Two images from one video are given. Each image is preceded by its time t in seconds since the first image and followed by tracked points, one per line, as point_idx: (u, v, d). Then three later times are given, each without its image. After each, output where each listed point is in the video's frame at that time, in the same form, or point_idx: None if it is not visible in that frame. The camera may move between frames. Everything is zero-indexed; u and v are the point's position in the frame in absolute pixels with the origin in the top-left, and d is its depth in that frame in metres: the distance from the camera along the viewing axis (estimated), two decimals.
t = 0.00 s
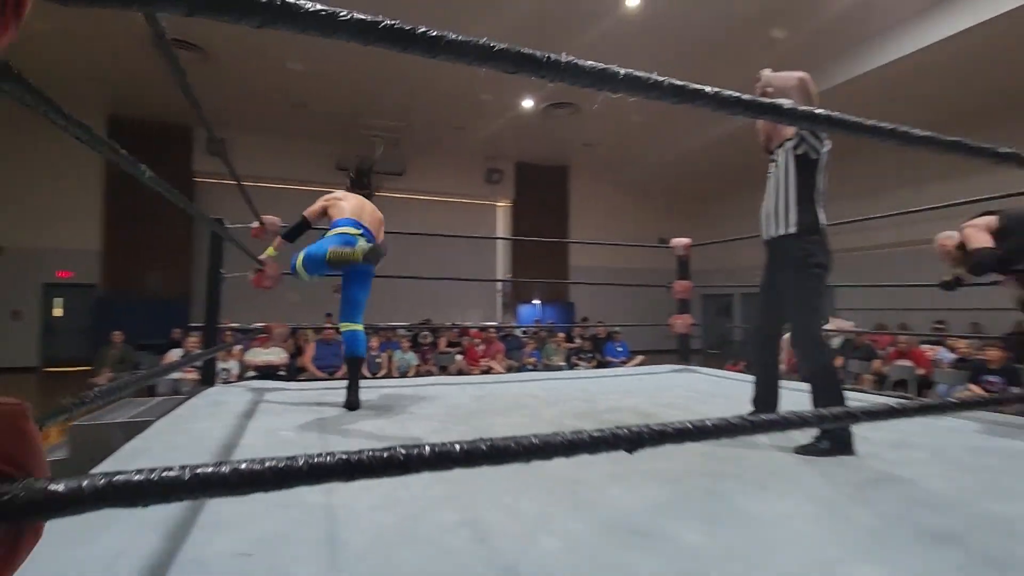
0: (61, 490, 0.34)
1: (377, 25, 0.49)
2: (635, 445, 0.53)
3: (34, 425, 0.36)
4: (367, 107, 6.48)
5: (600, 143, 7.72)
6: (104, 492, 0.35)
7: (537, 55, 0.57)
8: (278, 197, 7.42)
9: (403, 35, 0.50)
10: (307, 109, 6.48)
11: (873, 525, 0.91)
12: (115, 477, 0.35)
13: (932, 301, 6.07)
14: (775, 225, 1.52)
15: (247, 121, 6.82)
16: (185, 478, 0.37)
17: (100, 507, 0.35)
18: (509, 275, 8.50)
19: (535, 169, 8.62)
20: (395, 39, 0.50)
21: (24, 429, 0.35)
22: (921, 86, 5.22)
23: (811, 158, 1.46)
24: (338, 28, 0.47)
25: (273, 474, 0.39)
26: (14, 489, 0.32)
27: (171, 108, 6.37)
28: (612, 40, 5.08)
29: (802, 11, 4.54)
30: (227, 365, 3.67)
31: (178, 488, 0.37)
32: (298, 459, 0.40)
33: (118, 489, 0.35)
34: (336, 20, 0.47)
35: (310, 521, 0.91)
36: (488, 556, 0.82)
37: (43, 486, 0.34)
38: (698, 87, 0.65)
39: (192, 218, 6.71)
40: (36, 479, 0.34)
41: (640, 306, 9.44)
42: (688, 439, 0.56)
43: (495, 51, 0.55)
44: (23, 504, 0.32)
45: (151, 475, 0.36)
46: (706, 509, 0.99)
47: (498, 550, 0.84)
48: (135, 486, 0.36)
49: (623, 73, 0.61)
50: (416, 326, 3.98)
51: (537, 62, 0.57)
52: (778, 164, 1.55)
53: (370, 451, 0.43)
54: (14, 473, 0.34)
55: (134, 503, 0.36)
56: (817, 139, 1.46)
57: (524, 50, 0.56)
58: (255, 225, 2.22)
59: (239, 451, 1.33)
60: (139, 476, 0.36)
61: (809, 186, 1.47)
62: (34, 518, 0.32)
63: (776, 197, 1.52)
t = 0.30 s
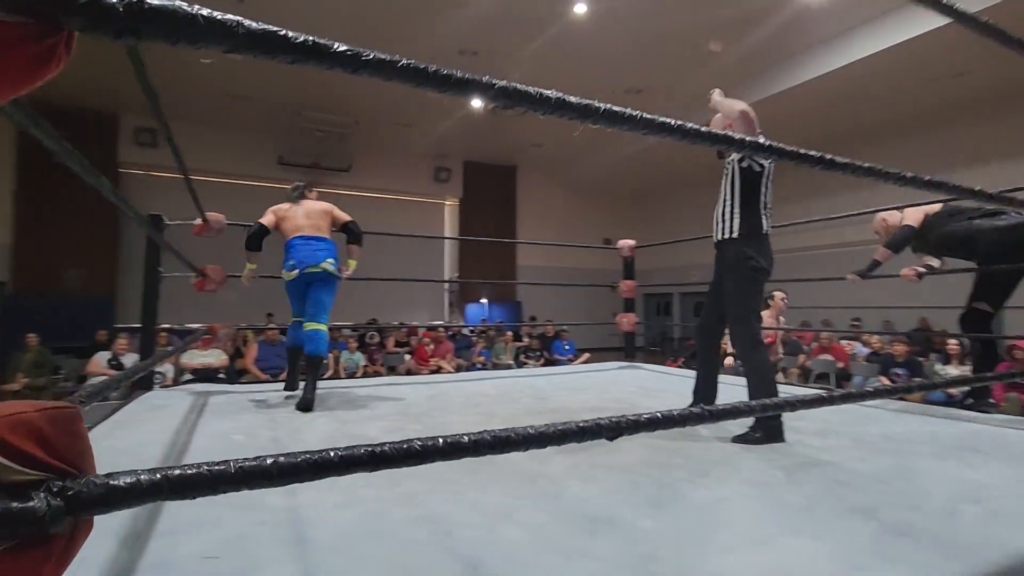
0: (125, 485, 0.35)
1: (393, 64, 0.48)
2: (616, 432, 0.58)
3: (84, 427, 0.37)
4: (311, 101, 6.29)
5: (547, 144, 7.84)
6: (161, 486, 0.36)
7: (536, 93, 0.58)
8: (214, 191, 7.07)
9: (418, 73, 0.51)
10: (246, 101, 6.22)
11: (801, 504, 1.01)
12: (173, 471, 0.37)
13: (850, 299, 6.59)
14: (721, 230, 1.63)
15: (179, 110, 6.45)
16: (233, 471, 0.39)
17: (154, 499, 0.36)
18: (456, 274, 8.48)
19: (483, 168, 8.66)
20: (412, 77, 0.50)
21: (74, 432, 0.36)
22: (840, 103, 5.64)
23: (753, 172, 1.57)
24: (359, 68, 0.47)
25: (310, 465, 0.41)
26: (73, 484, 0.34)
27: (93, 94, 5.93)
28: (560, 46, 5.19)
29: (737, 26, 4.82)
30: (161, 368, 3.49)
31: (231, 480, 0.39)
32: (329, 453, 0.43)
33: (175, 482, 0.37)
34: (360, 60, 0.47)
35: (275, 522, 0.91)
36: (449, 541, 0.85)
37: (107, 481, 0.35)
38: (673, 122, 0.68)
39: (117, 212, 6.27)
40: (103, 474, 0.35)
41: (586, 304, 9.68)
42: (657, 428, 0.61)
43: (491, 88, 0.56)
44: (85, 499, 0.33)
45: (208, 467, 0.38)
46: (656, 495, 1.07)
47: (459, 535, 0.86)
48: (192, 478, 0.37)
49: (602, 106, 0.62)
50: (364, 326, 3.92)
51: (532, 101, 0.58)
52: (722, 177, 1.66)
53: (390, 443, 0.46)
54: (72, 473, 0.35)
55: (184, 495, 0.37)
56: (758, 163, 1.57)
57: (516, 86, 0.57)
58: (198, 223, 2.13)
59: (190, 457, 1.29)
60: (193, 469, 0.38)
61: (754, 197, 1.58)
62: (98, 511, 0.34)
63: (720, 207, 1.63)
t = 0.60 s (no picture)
0: (167, 493, 0.36)
1: (415, 79, 0.52)
2: (620, 433, 0.60)
3: (118, 439, 0.38)
4: (277, 94, 6.13)
5: (518, 142, 7.86)
6: (199, 494, 0.37)
7: (547, 108, 0.61)
8: (172, 185, 6.82)
9: (437, 87, 0.54)
10: (207, 92, 6.01)
11: (773, 494, 1.06)
12: (207, 481, 0.38)
13: (808, 297, 6.86)
14: (703, 232, 1.67)
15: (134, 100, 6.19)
16: (267, 478, 0.40)
17: (192, 508, 0.37)
18: (426, 271, 8.41)
19: (453, 166, 8.62)
20: (430, 91, 0.54)
21: (109, 443, 0.38)
22: (801, 108, 5.83)
23: (731, 178, 1.64)
24: (383, 83, 0.51)
25: (338, 471, 0.43)
26: (114, 495, 0.35)
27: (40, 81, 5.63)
28: (533, 45, 5.20)
29: (705, 31, 4.93)
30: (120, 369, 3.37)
31: (266, 487, 0.40)
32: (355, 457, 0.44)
33: (213, 490, 0.38)
34: (384, 75, 0.50)
35: (260, 524, 0.90)
36: (437, 539, 0.85)
37: (145, 490, 0.36)
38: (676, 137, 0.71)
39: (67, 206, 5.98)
40: (143, 483, 0.36)
41: (555, 302, 9.75)
42: (654, 428, 0.63)
43: (508, 103, 0.59)
44: (127, 509, 0.34)
45: (245, 474, 0.39)
46: (637, 489, 1.10)
47: (447, 534, 0.87)
48: (229, 486, 0.38)
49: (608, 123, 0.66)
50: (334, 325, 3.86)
51: (545, 115, 0.62)
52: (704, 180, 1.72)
53: (410, 448, 0.48)
54: (109, 483, 0.37)
55: (221, 503, 0.38)
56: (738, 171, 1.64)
57: (536, 103, 0.60)
58: (162, 218, 2.06)
59: (161, 462, 1.26)
60: (231, 477, 0.39)
61: (735, 202, 1.64)
62: (137, 521, 0.35)
63: (703, 209, 1.68)
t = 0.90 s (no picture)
0: (177, 510, 0.36)
1: (425, 83, 0.52)
2: (624, 437, 0.60)
3: (124, 454, 0.39)
4: (252, 88, 6.00)
5: (498, 140, 7.85)
6: (211, 508, 0.37)
7: (554, 111, 0.62)
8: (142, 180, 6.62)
9: (446, 91, 0.54)
10: (179, 85, 5.85)
11: (758, 491, 1.09)
12: (218, 495, 0.37)
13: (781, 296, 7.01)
14: (692, 231, 1.70)
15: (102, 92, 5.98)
16: (279, 491, 0.39)
17: (204, 523, 0.36)
18: (405, 269, 8.35)
19: (432, 163, 8.57)
20: (441, 94, 0.54)
21: (115, 458, 0.38)
22: (774, 111, 5.96)
23: (719, 180, 1.66)
24: (394, 84, 0.51)
25: (352, 482, 0.42)
26: (123, 513, 0.34)
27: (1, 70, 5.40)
28: (515, 43, 5.19)
29: (685, 32, 4.98)
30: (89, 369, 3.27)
31: (277, 500, 0.39)
32: (367, 467, 0.44)
33: (225, 504, 0.37)
34: (394, 77, 0.51)
35: (249, 530, 0.89)
36: (429, 542, 0.85)
37: (157, 506, 0.35)
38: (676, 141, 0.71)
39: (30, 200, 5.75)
40: (153, 500, 0.35)
41: (535, 300, 9.78)
42: (655, 431, 0.64)
43: (517, 107, 0.59)
44: (136, 527, 0.34)
45: (257, 488, 0.39)
46: (627, 487, 1.11)
47: (439, 536, 0.87)
48: (241, 500, 0.38)
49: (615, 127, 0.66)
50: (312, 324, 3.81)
51: (554, 118, 0.62)
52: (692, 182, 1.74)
53: (423, 457, 0.47)
54: (113, 498, 0.37)
55: (234, 517, 0.38)
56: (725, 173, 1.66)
57: (542, 107, 0.61)
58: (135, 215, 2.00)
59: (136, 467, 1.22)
60: (244, 491, 0.39)
61: (723, 202, 1.66)
62: (148, 538, 0.34)
63: (691, 210, 1.71)
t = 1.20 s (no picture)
0: (151, 516, 0.34)
1: (412, 77, 0.51)
2: (611, 436, 0.60)
3: (95, 457, 0.37)
4: (231, 81, 5.88)
5: (482, 138, 7.83)
6: (186, 514, 0.36)
7: (542, 109, 0.62)
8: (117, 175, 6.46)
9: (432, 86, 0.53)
10: (155, 77, 5.71)
11: (741, 488, 1.10)
12: (195, 499, 0.36)
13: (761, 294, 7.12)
14: (677, 230, 1.72)
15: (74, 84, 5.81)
16: (258, 495, 0.38)
17: (179, 529, 0.35)
18: (388, 267, 8.29)
19: (415, 160, 8.52)
20: (427, 89, 0.53)
21: (87, 461, 0.36)
22: (757, 111, 6.02)
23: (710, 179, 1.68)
24: (378, 78, 0.50)
25: (335, 484, 0.41)
26: (92, 518, 0.33)
27: None
28: (500, 41, 5.18)
29: (669, 33, 5.02)
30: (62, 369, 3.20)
31: (257, 504, 0.38)
32: (350, 469, 0.43)
33: (201, 509, 0.36)
34: (380, 71, 0.50)
35: (231, 533, 0.87)
36: (415, 543, 0.84)
37: (128, 511, 0.34)
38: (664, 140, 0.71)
39: None
40: (124, 506, 0.34)
41: (519, 299, 9.78)
42: (644, 430, 0.64)
43: (504, 103, 0.58)
44: (105, 535, 0.33)
45: (235, 491, 0.37)
46: (612, 485, 1.11)
47: (424, 538, 0.86)
48: (218, 505, 0.36)
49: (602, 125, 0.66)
50: (294, 323, 3.76)
51: (542, 116, 0.62)
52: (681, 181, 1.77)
53: (408, 458, 0.46)
54: (85, 503, 0.35)
55: (211, 522, 0.36)
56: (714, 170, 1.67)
57: (530, 104, 0.60)
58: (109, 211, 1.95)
59: (111, 470, 1.19)
60: (223, 494, 0.37)
61: (709, 200, 1.68)
62: (121, 544, 0.33)
63: (677, 208, 1.73)
